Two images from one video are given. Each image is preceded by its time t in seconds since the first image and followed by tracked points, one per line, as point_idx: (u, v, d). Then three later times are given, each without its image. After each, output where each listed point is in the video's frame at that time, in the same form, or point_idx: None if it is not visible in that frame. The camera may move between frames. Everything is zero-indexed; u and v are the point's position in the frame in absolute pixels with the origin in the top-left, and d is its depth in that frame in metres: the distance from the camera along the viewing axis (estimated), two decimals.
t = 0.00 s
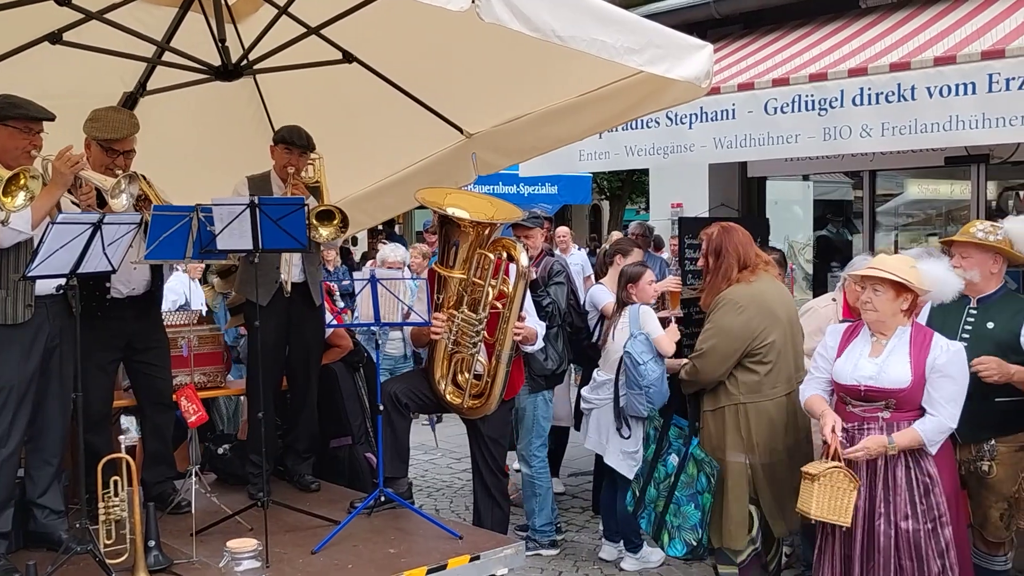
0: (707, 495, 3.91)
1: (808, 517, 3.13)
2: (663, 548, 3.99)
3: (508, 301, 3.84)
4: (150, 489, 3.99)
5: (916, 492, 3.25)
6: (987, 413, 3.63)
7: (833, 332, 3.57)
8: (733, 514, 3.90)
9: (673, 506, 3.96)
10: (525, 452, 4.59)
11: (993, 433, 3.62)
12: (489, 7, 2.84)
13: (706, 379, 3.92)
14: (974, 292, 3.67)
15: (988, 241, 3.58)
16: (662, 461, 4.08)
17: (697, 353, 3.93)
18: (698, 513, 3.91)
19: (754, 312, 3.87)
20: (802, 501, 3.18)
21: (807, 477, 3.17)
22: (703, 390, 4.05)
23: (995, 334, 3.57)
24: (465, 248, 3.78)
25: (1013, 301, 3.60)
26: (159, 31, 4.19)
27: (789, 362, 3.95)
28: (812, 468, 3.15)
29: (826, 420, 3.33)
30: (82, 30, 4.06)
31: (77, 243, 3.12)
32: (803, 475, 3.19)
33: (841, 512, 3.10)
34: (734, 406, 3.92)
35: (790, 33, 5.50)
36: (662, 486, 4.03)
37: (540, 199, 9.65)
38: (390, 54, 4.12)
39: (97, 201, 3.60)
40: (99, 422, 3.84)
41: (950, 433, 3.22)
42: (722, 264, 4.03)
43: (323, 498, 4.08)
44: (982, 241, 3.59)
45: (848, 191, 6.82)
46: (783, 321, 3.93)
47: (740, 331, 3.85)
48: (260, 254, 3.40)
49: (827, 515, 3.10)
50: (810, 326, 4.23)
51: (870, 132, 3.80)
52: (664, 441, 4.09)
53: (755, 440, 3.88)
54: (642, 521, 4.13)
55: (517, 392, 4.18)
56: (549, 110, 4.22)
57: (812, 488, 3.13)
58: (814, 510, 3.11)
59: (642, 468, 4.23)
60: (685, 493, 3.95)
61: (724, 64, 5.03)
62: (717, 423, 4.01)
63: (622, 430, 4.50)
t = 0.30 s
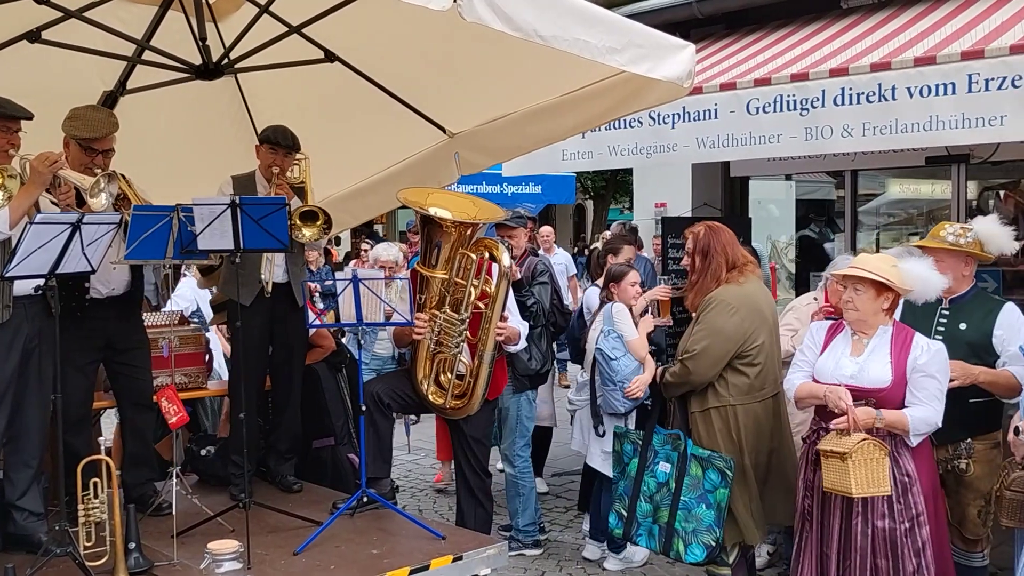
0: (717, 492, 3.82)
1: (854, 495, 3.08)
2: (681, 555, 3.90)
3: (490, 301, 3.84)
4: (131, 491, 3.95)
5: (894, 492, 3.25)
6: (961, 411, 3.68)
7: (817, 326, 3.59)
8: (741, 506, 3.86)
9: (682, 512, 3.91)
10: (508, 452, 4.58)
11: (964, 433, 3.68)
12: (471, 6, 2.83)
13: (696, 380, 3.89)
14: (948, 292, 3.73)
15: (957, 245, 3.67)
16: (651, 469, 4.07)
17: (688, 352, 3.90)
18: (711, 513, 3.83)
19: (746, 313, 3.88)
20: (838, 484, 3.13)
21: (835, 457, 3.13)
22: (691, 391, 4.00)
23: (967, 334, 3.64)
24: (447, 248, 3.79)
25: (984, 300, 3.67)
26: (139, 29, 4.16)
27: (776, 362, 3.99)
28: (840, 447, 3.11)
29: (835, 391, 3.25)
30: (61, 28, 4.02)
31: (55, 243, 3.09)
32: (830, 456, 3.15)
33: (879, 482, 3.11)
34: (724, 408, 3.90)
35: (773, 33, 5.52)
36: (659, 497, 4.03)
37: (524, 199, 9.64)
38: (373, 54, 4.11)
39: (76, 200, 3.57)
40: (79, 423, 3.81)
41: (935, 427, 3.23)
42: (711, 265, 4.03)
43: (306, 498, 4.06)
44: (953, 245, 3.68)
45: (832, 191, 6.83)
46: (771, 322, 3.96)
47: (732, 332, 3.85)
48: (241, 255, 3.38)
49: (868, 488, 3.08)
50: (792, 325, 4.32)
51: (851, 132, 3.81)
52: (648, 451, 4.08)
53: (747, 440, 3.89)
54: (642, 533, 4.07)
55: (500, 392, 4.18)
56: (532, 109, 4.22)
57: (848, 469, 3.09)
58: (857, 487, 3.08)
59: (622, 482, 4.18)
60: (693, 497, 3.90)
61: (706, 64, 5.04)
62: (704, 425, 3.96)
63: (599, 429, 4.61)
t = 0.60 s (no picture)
0: (709, 495, 3.81)
1: (852, 495, 3.11)
2: (671, 558, 3.82)
3: (471, 300, 3.85)
4: (110, 492, 3.92)
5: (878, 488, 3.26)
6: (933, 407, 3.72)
7: (796, 326, 3.60)
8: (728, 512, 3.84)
9: (673, 514, 3.85)
10: (491, 452, 4.58)
11: (936, 431, 3.71)
12: (451, 6, 2.82)
13: (697, 380, 3.86)
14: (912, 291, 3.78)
15: (915, 244, 3.70)
16: (635, 471, 3.99)
17: (687, 354, 3.86)
18: (703, 516, 3.80)
19: (739, 311, 3.92)
20: (836, 482, 3.17)
21: (836, 455, 3.16)
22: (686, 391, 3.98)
23: (932, 334, 3.69)
24: (427, 247, 3.77)
25: (946, 295, 3.72)
26: (118, 28, 4.13)
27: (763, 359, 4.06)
28: (842, 446, 3.14)
29: (831, 392, 3.26)
30: (38, 27, 3.99)
31: (32, 243, 3.07)
32: (830, 454, 3.18)
33: (876, 484, 3.14)
34: (722, 405, 3.92)
35: (752, 33, 5.55)
36: (643, 499, 3.95)
37: (506, 198, 9.64)
38: (353, 53, 4.10)
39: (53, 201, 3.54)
40: (57, 425, 3.78)
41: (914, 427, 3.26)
42: (693, 267, 4.03)
43: (287, 499, 4.05)
44: (912, 243, 3.71)
45: (812, 189, 6.88)
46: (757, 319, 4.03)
47: (728, 330, 3.87)
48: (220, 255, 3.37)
49: (869, 490, 3.12)
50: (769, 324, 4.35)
51: (830, 131, 3.83)
52: (630, 454, 4.01)
53: (742, 436, 3.90)
54: (623, 537, 3.97)
55: (482, 391, 4.18)
56: (512, 109, 4.22)
57: (849, 468, 3.12)
58: (857, 488, 3.11)
59: (598, 485, 4.10)
60: (683, 500, 3.86)
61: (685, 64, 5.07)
62: (700, 424, 3.95)
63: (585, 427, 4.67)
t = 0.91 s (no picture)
0: (706, 494, 3.68)
1: (837, 492, 3.11)
2: (667, 556, 3.71)
3: (447, 299, 3.85)
4: (83, 495, 3.88)
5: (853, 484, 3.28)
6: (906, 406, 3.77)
7: (764, 326, 3.59)
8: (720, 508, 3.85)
9: (669, 511, 3.73)
10: (468, 451, 4.58)
11: (913, 431, 3.76)
12: (427, 5, 2.81)
13: (708, 376, 3.86)
14: (889, 292, 3.82)
15: (895, 244, 3.70)
16: (630, 467, 3.87)
17: (700, 353, 3.84)
18: (698, 514, 3.69)
19: (734, 306, 3.99)
20: (818, 480, 3.15)
21: (817, 454, 3.15)
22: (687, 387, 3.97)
23: (910, 334, 3.72)
24: (403, 247, 3.76)
25: (925, 295, 3.75)
26: (91, 26, 4.09)
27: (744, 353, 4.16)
28: (823, 444, 3.14)
29: (805, 395, 3.27)
30: (11, 26, 3.95)
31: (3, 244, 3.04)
32: (810, 453, 3.16)
33: (857, 482, 3.13)
34: (722, 399, 3.96)
35: (728, 34, 5.59)
36: (639, 495, 3.82)
37: (484, 198, 9.62)
38: (329, 53, 4.09)
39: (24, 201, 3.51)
40: (29, 427, 3.74)
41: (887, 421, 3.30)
42: (683, 267, 4.02)
43: (263, 500, 4.02)
44: (889, 244, 3.72)
45: (789, 189, 7.01)
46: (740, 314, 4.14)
47: (729, 323, 3.92)
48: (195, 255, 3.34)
49: (851, 487, 3.12)
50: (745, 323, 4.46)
51: (804, 131, 3.86)
52: (626, 449, 3.89)
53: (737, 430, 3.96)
54: (618, 532, 3.84)
55: (459, 391, 4.18)
56: (491, 108, 4.21)
57: (831, 465, 3.13)
58: (839, 485, 3.11)
59: (592, 478, 3.95)
60: (680, 498, 3.74)
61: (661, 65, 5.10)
62: (698, 418, 3.97)
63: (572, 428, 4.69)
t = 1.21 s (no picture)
0: (704, 495, 3.75)
1: (836, 498, 3.09)
2: (666, 557, 3.77)
3: (425, 299, 3.81)
4: (57, 497, 3.84)
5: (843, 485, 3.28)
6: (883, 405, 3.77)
7: (740, 329, 3.57)
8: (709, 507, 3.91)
9: (669, 513, 3.77)
10: (446, 451, 4.58)
11: (895, 432, 3.75)
12: (403, 4, 2.78)
13: (705, 377, 3.90)
14: (878, 294, 3.83)
15: (897, 247, 3.72)
16: (627, 470, 3.88)
17: (699, 355, 3.87)
18: (696, 515, 3.76)
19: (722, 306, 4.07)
20: (817, 487, 3.12)
21: (815, 460, 3.11)
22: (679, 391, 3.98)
23: (898, 337, 3.74)
24: (381, 247, 3.76)
25: (915, 297, 3.77)
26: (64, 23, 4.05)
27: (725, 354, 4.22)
28: (821, 450, 3.10)
29: (797, 402, 3.28)
30: None
31: None
32: (807, 459, 3.12)
33: (852, 488, 3.12)
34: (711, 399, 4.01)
35: (706, 35, 5.63)
36: (637, 497, 3.85)
37: (463, 197, 9.59)
38: (306, 51, 4.08)
39: None
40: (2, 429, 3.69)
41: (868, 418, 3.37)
42: (666, 272, 4.03)
43: (239, 501, 3.99)
44: (891, 247, 3.72)
45: (765, 190, 7.16)
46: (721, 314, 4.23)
47: (719, 323, 3.98)
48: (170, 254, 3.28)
49: (850, 493, 3.11)
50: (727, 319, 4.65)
51: (780, 131, 3.88)
52: (624, 452, 3.90)
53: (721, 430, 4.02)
54: (616, 534, 3.87)
55: (437, 390, 4.17)
56: (470, 106, 4.19)
57: (831, 472, 3.08)
58: (839, 491, 3.09)
59: (591, 480, 3.96)
60: (678, 500, 3.79)
61: (640, 65, 5.12)
62: (689, 419, 4.01)
63: (555, 430, 4.60)
